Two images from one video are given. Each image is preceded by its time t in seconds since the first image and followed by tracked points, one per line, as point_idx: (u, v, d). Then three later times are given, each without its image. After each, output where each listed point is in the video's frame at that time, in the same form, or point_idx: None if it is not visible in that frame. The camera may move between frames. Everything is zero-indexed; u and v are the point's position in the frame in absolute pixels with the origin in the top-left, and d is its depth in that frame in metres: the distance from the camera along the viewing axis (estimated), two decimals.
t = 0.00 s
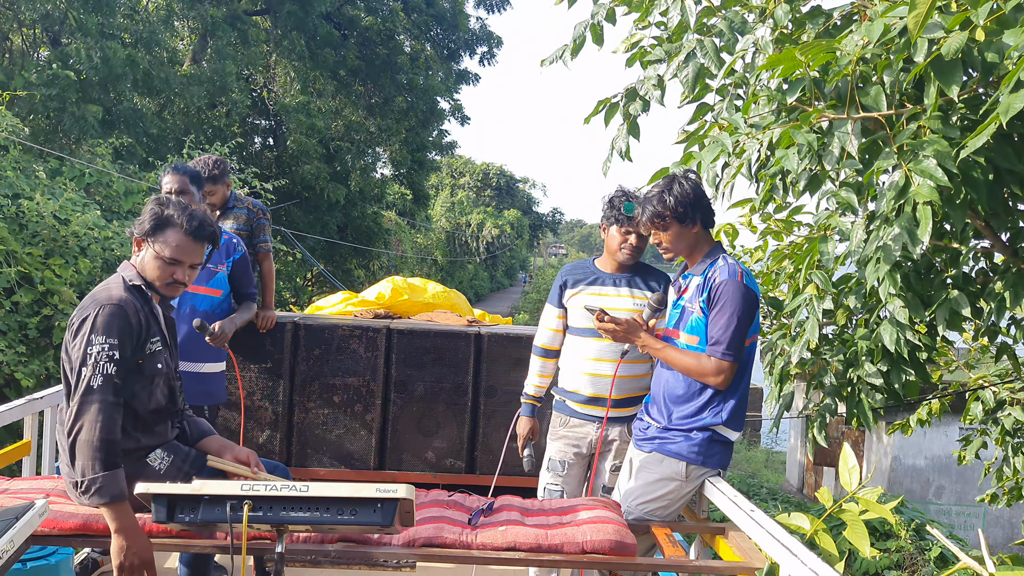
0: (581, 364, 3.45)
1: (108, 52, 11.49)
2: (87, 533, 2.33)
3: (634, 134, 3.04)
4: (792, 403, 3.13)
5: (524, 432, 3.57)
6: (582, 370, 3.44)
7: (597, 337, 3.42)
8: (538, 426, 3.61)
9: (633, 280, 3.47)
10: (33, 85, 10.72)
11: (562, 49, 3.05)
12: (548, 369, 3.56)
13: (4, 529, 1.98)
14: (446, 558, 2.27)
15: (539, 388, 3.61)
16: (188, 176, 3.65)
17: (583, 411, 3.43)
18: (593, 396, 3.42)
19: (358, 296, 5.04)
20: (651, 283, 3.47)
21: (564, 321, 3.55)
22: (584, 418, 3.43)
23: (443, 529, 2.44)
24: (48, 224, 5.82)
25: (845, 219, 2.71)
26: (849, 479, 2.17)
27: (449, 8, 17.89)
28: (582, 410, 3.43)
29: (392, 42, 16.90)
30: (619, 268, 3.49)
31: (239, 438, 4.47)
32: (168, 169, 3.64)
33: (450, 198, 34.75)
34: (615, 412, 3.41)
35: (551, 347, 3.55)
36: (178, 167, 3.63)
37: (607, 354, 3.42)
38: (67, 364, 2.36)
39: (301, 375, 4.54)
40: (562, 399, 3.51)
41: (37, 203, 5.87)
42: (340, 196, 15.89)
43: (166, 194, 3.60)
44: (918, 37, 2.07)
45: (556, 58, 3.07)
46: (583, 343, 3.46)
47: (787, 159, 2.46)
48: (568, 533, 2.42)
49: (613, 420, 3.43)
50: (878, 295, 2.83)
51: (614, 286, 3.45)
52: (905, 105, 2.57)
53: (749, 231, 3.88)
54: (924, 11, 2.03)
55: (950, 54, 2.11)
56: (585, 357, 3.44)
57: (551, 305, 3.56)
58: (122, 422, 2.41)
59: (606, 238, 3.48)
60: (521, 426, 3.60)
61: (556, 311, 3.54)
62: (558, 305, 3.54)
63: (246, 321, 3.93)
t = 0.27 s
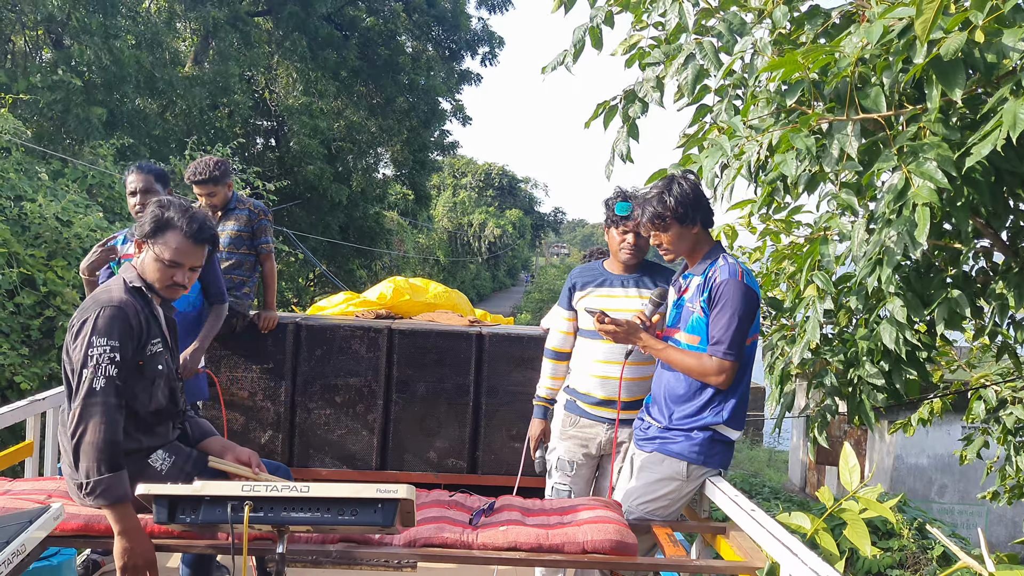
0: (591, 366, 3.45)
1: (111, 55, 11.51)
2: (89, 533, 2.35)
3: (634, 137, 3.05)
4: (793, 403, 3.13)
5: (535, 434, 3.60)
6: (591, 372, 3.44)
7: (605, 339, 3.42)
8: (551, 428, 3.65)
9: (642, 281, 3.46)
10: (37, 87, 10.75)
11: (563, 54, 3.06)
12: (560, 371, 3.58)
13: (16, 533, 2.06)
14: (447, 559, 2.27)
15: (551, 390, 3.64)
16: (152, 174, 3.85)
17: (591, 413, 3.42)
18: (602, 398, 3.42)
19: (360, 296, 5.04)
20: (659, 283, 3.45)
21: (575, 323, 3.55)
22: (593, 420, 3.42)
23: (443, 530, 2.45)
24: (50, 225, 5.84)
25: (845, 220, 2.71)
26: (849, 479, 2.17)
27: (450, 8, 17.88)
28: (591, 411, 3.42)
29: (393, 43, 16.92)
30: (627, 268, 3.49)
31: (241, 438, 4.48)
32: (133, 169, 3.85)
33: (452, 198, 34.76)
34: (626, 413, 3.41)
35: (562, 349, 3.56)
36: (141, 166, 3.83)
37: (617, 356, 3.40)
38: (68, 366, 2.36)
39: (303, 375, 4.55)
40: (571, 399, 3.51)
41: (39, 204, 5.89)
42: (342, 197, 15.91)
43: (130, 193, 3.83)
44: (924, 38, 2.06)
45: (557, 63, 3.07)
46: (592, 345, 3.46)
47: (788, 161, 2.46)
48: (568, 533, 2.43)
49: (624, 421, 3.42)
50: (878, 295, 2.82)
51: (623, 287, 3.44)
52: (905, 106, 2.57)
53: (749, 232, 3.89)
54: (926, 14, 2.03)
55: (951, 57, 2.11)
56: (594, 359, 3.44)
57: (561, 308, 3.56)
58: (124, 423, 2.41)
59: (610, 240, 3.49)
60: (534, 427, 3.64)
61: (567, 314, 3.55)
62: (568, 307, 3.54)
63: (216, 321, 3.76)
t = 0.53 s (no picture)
0: (600, 365, 3.44)
1: (110, 55, 11.51)
2: (88, 534, 2.35)
3: (633, 139, 3.05)
4: (793, 403, 3.12)
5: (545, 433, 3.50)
6: (600, 372, 3.44)
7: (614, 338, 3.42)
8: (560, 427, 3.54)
9: (652, 281, 3.45)
10: (36, 86, 10.76)
11: (563, 60, 3.06)
12: (570, 370, 3.52)
13: (22, 537, 2.06)
14: (447, 559, 2.27)
15: (560, 389, 3.54)
16: (117, 173, 3.85)
17: (597, 412, 3.42)
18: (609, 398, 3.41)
19: (359, 296, 5.03)
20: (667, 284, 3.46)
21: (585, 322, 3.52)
22: (600, 419, 3.41)
23: (442, 530, 2.44)
24: (49, 225, 5.84)
25: (844, 220, 2.71)
26: (849, 478, 2.16)
27: (449, 7, 17.87)
28: (596, 411, 3.42)
29: (392, 42, 16.91)
30: (636, 269, 3.48)
31: (241, 438, 4.48)
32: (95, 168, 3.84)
33: (452, 197, 34.77)
34: (624, 414, 3.39)
35: (572, 349, 3.51)
36: (103, 165, 3.82)
37: (621, 355, 3.42)
38: (66, 367, 2.35)
39: (302, 375, 4.54)
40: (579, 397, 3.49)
41: (38, 205, 5.89)
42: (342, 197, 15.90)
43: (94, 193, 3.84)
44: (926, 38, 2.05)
45: (558, 70, 3.08)
46: (601, 345, 3.45)
47: (787, 162, 2.46)
48: (568, 533, 2.42)
49: (621, 422, 3.41)
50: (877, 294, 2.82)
51: (632, 286, 3.44)
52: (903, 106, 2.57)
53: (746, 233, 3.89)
54: (928, 15, 2.02)
55: (951, 58, 2.10)
56: (603, 359, 3.44)
57: (569, 308, 3.54)
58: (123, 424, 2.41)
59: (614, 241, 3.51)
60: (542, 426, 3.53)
61: (576, 313, 3.52)
62: (577, 306, 3.52)
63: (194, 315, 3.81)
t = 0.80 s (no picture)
0: (603, 364, 3.44)
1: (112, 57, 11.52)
2: (93, 533, 2.37)
3: (634, 141, 3.05)
4: (796, 403, 3.12)
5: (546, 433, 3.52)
6: (604, 370, 3.43)
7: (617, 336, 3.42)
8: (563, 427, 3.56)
9: (655, 279, 3.46)
10: (39, 88, 10.79)
11: (562, 61, 3.07)
12: (572, 370, 3.55)
13: (27, 535, 2.06)
14: (450, 557, 2.27)
15: (562, 389, 3.59)
16: (111, 174, 3.85)
17: (603, 410, 3.41)
18: (613, 396, 3.40)
19: (361, 296, 5.04)
20: (671, 281, 3.46)
21: (587, 321, 3.54)
22: (605, 417, 3.41)
23: (445, 529, 2.45)
24: (53, 226, 5.85)
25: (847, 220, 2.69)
26: (852, 476, 2.16)
27: (451, 7, 17.87)
28: (602, 410, 3.42)
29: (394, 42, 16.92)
30: (639, 268, 3.49)
31: (244, 438, 4.49)
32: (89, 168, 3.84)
33: (454, 197, 34.78)
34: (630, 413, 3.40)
35: (575, 348, 3.54)
36: (97, 166, 3.82)
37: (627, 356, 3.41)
38: (70, 367, 2.36)
39: (305, 375, 4.55)
40: (583, 396, 3.49)
41: (42, 205, 5.90)
42: (344, 197, 15.92)
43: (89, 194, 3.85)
44: (928, 38, 2.07)
45: (557, 72, 3.09)
46: (604, 344, 3.46)
47: (789, 161, 2.45)
48: (571, 531, 2.42)
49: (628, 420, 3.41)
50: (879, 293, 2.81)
51: (636, 285, 3.43)
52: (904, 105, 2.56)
53: (748, 233, 3.90)
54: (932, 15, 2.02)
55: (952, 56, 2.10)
56: (607, 357, 3.44)
57: (573, 306, 3.55)
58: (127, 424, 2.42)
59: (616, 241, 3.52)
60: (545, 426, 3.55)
61: (579, 312, 3.53)
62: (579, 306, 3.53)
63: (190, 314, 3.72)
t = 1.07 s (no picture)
0: (604, 365, 3.42)
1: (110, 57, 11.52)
2: (92, 535, 2.37)
3: (634, 142, 3.04)
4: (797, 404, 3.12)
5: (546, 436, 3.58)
6: (605, 371, 3.41)
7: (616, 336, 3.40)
8: (562, 430, 3.60)
9: (655, 278, 3.45)
10: (36, 88, 10.80)
11: (561, 62, 3.04)
12: (571, 373, 3.56)
13: (26, 537, 2.06)
14: (450, 558, 2.27)
15: (562, 392, 3.61)
16: (131, 173, 3.89)
17: (604, 412, 3.40)
18: (614, 397, 3.39)
19: (361, 297, 5.04)
20: (671, 280, 3.46)
21: (586, 323, 3.53)
22: (607, 419, 3.40)
23: (445, 529, 2.45)
24: (52, 227, 5.85)
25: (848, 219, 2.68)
26: (852, 476, 2.16)
27: (450, 7, 17.86)
28: (603, 411, 3.40)
29: (393, 42, 16.90)
30: (635, 268, 3.49)
31: (244, 438, 4.49)
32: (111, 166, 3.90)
33: (454, 197, 34.77)
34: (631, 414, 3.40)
35: (574, 351, 3.55)
36: (117, 165, 3.88)
37: (630, 356, 3.38)
38: (70, 367, 2.36)
39: (305, 375, 4.55)
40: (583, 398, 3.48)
41: (41, 206, 5.90)
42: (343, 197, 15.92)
43: (108, 191, 3.86)
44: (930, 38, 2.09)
45: (555, 74, 3.06)
46: (604, 345, 3.44)
47: (790, 162, 2.45)
48: (571, 531, 2.42)
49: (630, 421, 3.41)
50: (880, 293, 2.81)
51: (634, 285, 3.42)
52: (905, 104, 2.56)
53: (748, 234, 3.90)
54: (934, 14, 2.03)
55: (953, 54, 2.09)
56: (607, 358, 3.42)
57: (570, 308, 3.56)
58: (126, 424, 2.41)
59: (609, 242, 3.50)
60: (545, 431, 3.59)
61: (577, 315, 3.54)
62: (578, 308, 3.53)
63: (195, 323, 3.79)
